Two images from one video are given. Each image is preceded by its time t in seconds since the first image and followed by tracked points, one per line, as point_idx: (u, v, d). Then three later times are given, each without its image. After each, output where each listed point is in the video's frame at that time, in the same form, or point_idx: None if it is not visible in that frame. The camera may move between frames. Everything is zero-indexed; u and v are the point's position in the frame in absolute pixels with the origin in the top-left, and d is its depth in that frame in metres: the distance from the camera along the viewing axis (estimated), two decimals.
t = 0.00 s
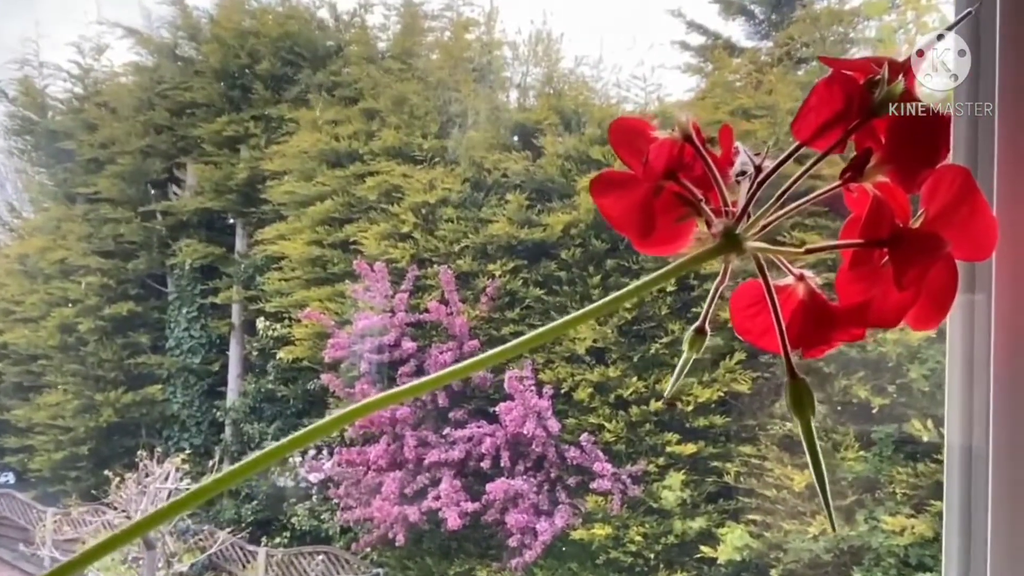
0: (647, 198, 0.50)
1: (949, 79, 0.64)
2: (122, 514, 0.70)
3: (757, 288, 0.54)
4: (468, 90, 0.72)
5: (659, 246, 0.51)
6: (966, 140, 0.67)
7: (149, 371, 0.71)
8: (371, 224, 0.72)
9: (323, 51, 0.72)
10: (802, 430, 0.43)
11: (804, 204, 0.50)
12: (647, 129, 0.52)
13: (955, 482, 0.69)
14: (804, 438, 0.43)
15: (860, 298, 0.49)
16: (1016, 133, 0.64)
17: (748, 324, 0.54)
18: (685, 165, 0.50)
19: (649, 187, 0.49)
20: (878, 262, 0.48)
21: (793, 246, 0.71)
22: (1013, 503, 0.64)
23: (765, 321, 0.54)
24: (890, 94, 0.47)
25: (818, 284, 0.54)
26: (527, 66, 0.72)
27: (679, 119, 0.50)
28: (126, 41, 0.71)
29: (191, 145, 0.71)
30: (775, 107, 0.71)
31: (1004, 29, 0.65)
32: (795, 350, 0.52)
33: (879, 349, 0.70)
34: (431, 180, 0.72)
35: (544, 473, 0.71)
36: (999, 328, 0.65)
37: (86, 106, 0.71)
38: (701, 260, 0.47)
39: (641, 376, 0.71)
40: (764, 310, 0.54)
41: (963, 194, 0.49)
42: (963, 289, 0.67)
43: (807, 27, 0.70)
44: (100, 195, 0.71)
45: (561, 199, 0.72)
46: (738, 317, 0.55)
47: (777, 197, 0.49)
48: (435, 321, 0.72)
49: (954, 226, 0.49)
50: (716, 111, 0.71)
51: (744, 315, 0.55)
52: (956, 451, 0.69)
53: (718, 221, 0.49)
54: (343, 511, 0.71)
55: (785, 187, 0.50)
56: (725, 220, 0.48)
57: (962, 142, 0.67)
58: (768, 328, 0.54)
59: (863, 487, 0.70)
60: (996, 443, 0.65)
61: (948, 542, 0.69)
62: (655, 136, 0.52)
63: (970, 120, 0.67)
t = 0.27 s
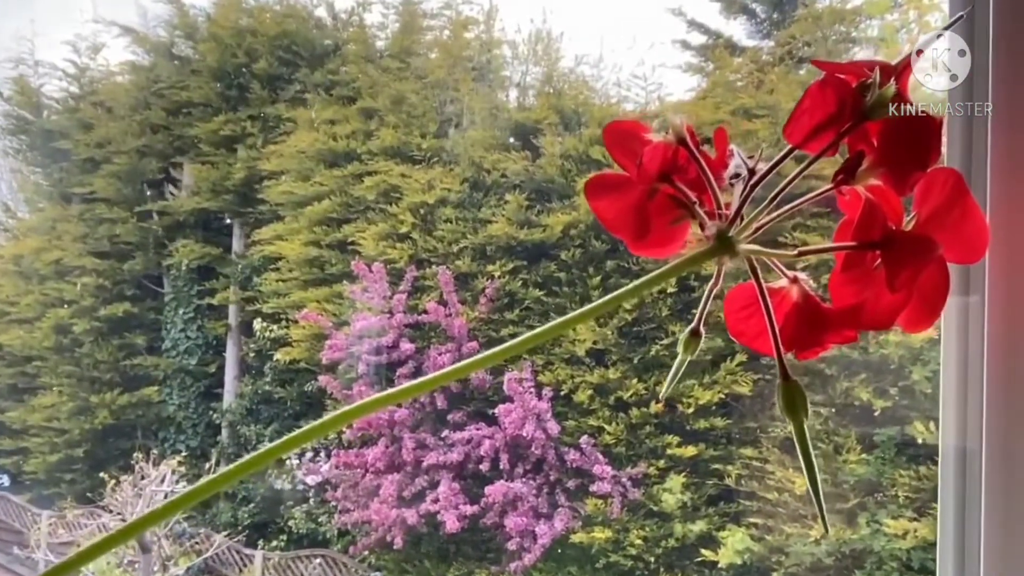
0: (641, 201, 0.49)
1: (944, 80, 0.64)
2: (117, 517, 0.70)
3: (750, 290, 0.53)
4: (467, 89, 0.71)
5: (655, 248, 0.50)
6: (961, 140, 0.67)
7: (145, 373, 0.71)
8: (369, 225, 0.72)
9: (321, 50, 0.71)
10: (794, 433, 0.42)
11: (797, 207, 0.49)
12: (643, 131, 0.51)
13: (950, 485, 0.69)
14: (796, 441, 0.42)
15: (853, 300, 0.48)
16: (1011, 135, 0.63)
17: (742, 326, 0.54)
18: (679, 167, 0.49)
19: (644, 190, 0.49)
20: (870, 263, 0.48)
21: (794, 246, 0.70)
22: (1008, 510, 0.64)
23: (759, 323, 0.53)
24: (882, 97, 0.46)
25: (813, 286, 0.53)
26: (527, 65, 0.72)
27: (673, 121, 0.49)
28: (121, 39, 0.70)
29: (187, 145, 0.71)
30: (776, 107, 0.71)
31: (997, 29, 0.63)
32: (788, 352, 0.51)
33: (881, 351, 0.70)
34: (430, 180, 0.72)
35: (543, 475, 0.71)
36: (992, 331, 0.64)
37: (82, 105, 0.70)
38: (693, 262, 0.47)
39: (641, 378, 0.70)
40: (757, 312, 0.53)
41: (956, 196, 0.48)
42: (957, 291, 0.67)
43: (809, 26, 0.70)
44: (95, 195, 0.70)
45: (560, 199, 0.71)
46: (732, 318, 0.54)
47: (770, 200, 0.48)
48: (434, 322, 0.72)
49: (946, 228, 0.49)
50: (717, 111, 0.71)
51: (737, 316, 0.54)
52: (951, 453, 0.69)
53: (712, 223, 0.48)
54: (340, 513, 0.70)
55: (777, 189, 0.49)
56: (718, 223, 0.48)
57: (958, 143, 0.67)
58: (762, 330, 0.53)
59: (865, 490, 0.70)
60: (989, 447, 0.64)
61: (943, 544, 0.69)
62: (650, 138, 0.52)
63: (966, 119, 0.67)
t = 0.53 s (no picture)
0: (644, 199, 0.49)
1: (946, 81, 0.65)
2: (117, 518, 0.70)
3: (753, 289, 0.53)
4: (467, 91, 0.71)
5: (658, 246, 0.50)
6: (964, 139, 0.67)
7: (144, 374, 0.70)
8: (369, 226, 0.72)
9: (321, 52, 0.71)
10: (797, 431, 0.42)
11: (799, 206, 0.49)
12: (645, 130, 0.51)
13: (953, 485, 0.69)
14: (799, 439, 0.42)
15: (856, 298, 0.49)
16: (1014, 137, 0.63)
17: (745, 324, 0.54)
18: (681, 166, 0.49)
19: (646, 188, 0.49)
20: (873, 261, 0.48)
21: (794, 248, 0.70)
22: (1007, 510, 0.64)
23: (762, 322, 0.53)
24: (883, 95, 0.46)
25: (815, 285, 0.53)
26: (527, 66, 0.72)
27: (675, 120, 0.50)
28: (122, 40, 0.70)
29: (187, 146, 0.71)
30: (776, 108, 0.71)
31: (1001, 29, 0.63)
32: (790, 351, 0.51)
33: (882, 352, 0.70)
34: (430, 181, 0.72)
35: (543, 476, 0.71)
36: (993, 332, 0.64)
37: (82, 106, 0.70)
38: (695, 261, 0.47)
39: (640, 379, 0.70)
40: (760, 310, 0.54)
41: (959, 195, 0.49)
42: (960, 292, 0.67)
43: (809, 27, 0.70)
44: (95, 196, 0.70)
45: (560, 201, 0.71)
46: (734, 317, 0.54)
47: (773, 198, 0.48)
48: (434, 323, 0.72)
49: (949, 226, 0.49)
50: (717, 112, 0.71)
51: (740, 315, 0.54)
52: (954, 453, 0.69)
53: (714, 221, 0.48)
54: (340, 515, 0.70)
55: (779, 188, 0.49)
56: (721, 221, 0.48)
57: (959, 144, 0.67)
58: (765, 328, 0.53)
59: (866, 492, 0.70)
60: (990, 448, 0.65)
61: (946, 543, 0.70)
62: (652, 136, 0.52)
63: (968, 119, 0.67)
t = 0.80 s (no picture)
0: (644, 202, 0.49)
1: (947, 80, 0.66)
2: (117, 519, 0.70)
3: (753, 291, 0.53)
4: (468, 92, 0.72)
5: (659, 248, 0.50)
6: (964, 140, 0.67)
7: (144, 375, 0.70)
8: (369, 227, 0.72)
9: (322, 53, 0.71)
10: (797, 433, 0.42)
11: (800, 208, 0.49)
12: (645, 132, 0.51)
13: (952, 487, 0.69)
14: (799, 441, 0.42)
15: (856, 301, 0.49)
16: (1014, 139, 0.63)
17: (745, 325, 0.54)
18: (682, 169, 0.49)
19: (646, 191, 0.49)
20: (873, 263, 0.48)
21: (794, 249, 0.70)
22: (1006, 513, 0.64)
23: (762, 323, 0.53)
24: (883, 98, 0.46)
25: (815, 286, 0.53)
26: (528, 68, 0.72)
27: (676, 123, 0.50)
28: (123, 42, 0.70)
29: (189, 147, 0.71)
30: (777, 110, 0.71)
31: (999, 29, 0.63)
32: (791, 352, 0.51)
33: (882, 354, 0.70)
34: (430, 183, 0.72)
35: (543, 478, 0.71)
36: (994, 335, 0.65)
37: (83, 107, 0.70)
38: (696, 263, 0.47)
39: (641, 381, 0.70)
40: (761, 312, 0.53)
41: (957, 198, 0.49)
42: (960, 295, 0.67)
43: (810, 28, 0.70)
44: (97, 197, 0.70)
45: (561, 202, 0.71)
46: (734, 318, 0.54)
47: (774, 200, 0.48)
48: (434, 324, 0.72)
49: (949, 229, 0.49)
50: (717, 114, 0.71)
51: (740, 316, 0.54)
52: (953, 455, 0.69)
53: (715, 224, 0.48)
54: (340, 516, 0.70)
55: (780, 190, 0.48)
56: (722, 223, 0.48)
57: (960, 144, 0.67)
58: (765, 330, 0.53)
59: (866, 494, 0.70)
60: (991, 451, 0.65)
61: (944, 545, 0.70)
62: (652, 138, 0.52)
63: (968, 119, 0.67)
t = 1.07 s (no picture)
0: (644, 211, 0.49)
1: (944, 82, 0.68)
2: (119, 520, 0.70)
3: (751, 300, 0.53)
4: (469, 94, 0.72)
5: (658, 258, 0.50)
6: (959, 139, 0.69)
7: (146, 377, 0.70)
8: (371, 229, 0.72)
9: (324, 55, 0.71)
10: (793, 438, 0.42)
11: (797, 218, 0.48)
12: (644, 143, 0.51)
13: (948, 489, 0.70)
14: (795, 447, 0.42)
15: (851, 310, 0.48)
16: (1008, 143, 0.65)
17: (743, 334, 0.54)
18: (681, 179, 0.49)
19: (645, 201, 0.49)
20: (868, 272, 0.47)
21: (796, 251, 0.70)
22: (1002, 516, 0.65)
23: (760, 332, 0.53)
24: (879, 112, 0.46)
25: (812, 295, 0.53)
26: (529, 70, 0.72)
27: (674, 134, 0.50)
28: (125, 43, 0.70)
29: (191, 149, 0.71)
30: (778, 112, 0.71)
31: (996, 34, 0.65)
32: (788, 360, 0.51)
33: (883, 357, 0.70)
34: (432, 184, 0.72)
35: (545, 480, 0.71)
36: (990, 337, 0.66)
37: (85, 109, 0.70)
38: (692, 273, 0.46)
39: (642, 383, 0.70)
40: (759, 320, 0.53)
41: (950, 211, 0.48)
42: (954, 298, 0.68)
43: (811, 30, 0.71)
44: (98, 199, 0.70)
45: (563, 204, 0.72)
46: (732, 326, 0.54)
47: (770, 210, 0.47)
48: (435, 326, 0.72)
49: (942, 241, 0.49)
50: (718, 116, 0.71)
51: (738, 324, 0.54)
52: (947, 457, 0.70)
53: (713, 234, 0.48)
54: (341, 517, 0.70)
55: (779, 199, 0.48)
56: (719, 233, 0.48)
57: (955, 143, 0.69)
58: (762, 338, 0.53)
59: (867, 496, 0.70)
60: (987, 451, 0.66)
61: (940, 546, 0.70)
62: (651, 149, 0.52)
63: (963, 119, 0.68)
